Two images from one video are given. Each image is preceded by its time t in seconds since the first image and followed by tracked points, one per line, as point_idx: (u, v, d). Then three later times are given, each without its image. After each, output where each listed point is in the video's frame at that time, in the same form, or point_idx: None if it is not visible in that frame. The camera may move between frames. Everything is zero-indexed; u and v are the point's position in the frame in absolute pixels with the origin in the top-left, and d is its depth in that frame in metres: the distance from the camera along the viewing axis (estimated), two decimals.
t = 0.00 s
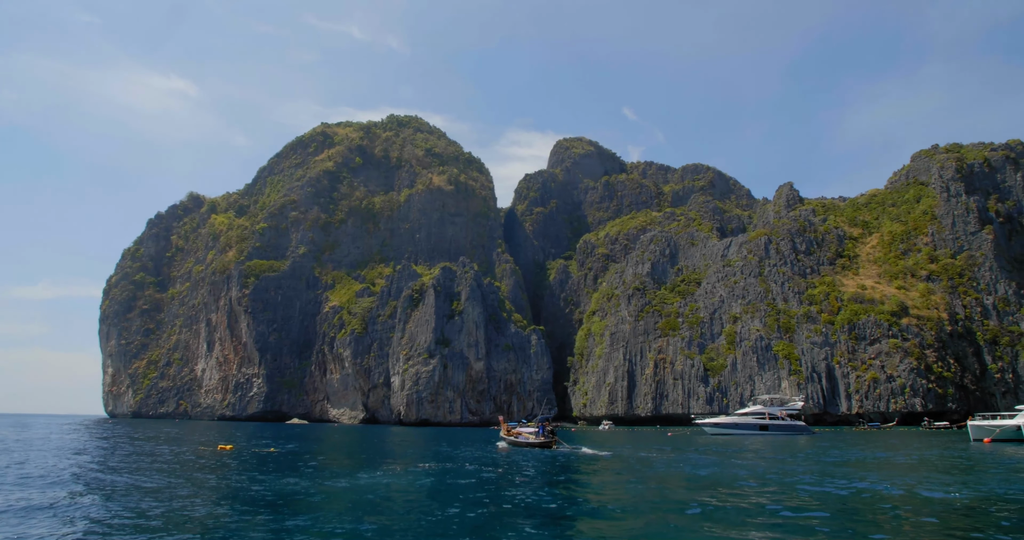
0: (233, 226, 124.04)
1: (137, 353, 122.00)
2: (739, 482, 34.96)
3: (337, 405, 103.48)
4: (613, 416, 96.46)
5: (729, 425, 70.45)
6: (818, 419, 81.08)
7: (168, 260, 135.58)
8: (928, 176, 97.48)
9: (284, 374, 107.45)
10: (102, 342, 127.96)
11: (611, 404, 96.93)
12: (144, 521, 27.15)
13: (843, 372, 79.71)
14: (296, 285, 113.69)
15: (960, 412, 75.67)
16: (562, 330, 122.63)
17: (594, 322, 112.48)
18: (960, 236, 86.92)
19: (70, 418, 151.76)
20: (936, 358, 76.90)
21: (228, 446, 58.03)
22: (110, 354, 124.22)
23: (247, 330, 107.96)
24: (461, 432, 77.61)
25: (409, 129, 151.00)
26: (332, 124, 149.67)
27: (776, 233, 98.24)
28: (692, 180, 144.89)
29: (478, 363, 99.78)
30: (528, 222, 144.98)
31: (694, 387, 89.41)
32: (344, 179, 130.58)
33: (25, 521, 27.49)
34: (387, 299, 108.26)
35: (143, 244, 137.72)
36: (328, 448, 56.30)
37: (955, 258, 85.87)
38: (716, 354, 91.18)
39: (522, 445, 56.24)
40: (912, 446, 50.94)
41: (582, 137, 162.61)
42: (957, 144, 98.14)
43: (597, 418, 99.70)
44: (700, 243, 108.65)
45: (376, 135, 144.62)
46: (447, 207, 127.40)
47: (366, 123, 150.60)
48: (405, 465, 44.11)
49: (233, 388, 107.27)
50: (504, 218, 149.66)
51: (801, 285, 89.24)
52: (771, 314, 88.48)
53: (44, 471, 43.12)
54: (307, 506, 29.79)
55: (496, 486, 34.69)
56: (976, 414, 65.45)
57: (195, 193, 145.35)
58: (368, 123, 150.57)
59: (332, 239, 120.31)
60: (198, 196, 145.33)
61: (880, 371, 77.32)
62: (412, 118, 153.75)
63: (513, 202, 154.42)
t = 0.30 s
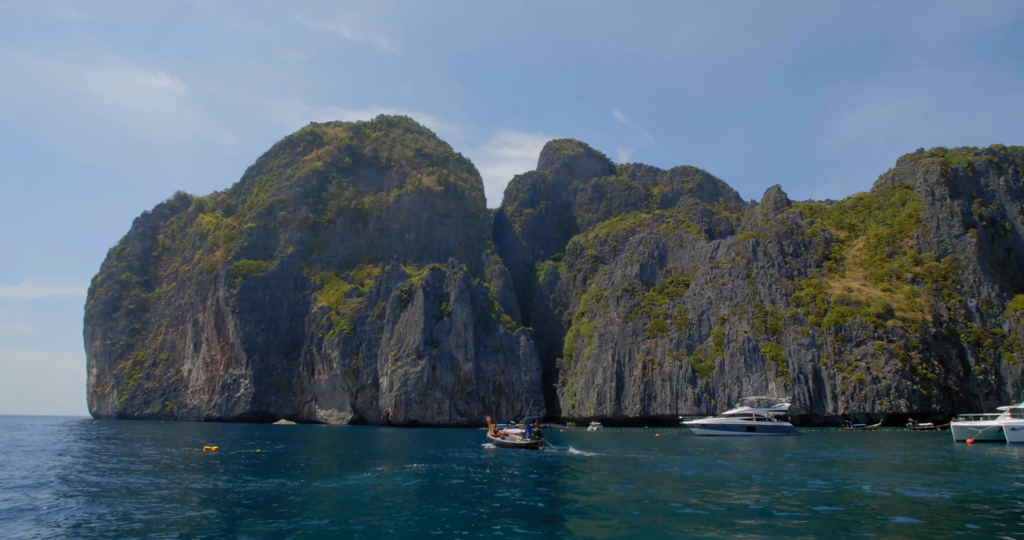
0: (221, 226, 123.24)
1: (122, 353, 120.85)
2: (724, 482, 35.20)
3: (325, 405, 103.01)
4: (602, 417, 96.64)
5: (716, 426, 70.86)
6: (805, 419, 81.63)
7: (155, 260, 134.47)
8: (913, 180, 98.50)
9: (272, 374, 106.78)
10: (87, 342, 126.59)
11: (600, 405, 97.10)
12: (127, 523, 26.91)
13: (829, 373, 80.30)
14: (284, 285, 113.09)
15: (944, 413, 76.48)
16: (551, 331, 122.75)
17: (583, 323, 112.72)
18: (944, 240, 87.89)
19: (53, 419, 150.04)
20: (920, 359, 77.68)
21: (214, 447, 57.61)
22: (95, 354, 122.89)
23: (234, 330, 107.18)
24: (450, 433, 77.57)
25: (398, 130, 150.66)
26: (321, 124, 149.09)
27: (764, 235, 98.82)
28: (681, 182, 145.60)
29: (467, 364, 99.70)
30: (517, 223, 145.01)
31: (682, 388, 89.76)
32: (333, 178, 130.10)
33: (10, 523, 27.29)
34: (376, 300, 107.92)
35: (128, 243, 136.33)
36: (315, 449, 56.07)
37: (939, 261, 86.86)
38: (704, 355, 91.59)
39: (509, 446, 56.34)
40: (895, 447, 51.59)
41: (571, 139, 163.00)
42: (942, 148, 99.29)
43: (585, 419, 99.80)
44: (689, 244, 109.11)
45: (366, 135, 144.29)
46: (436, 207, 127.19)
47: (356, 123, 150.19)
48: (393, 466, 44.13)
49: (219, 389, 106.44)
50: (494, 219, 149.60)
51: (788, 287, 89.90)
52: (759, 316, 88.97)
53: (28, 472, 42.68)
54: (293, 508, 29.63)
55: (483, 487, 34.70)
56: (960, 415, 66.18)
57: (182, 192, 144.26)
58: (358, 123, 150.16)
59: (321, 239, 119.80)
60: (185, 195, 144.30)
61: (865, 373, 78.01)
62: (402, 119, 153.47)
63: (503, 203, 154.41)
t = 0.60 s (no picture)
0: (207, 225, 122.31)
1: (106, 353, 119.54)
2: (708, 482, 35.36)
3: (311, 406, 102.48)
4: (589, 418, 96.81)
5: (703, 427, 71.25)
6: (790, 420, 82.17)
7: (139, 259, 133.20)
8: (897, 183, 99.63)
9: (258, 375, 106.09)
10: (69, 342, 125.08)
11: (587, 406, 97.25)
12: (108, 524, 26.72)
13: (814, 374, 80.98)
14: (270, 285, 112.39)
15: (927, 414, 77.38)
16: (538, 331, 122.83)
17: (571, 324, 112.94)
18: (927, 242, 88.98)
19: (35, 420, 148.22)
20: (904, 360, 78.56)
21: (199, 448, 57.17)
22: (78, 354, 121.49)
23: (220, 331, 106.34)
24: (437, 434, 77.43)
25: (387, 130, 150.21)
26: (309, 123, 148.38)
27: (751, 236, 99.53)
28: (668, 183, 146.34)
29: (454, 365, 99.54)
30: (505, 224, 145.00)
31: (669, 389, 90.14)
32: (321, 178, 129.50)
33: None
34: (363, 300, 107.54)
35: (113, 242, 134.82)
36: (301, 450, 55.78)
37: (922, 263, 87.95)
38: (691, 357, 92.05)
39: (494, 446, 56.38)
40: (877, 447, 52.13)
41: (560, 140, 163.40)
42: (925, 152, 100.54)
43: (572, 420, 99.90)
44: (676, 246, 109.62)
45: (354, 135, 143.80)
46: (424, 208, 126.94)
47: (344, 123, 149.62)
48: (380, 466, 44.01)
49: (204, 390, 105.53)
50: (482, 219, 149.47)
51: (774, 289, 90.60)
52: (745, 317, 89.52)
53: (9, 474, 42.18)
54: (276, 509, 29.45)
55: (468, 487, 34.65)
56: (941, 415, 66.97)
57: (168, 191, 143.02)
58: (346, 122, 149.62)
59: (308, 239, 119.20)
60: (170, 194, 143.09)
61: (850, 374, 78.74)
62: (390, 118, 153.07)
63: (491, 204, 154.34)
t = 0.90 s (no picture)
0: (193, 224, 121.37)
1: (90, 353, 118.29)
2: (694, 481, 35.46)
3: (299, 406, 102.00)
4: (577, 418, 97.01)
5: (690, 427, 71.60)
6: (776, 420, 82.74)
7: (125, 258, 131.89)
8: (883, 185, 100.64)
9: (245, 375, 105.36)
10: (53, 341, 123.67)
11: (576, 406, 97.45)
12: (90, 525, 26.53)
13: (800, 374, 81.59)
14: (257, 285, 111.62)
15: (911, 413, 78.22)
16: (527, 331, 122.90)
17: (559, 324, 113.12)
18: (912, 244, 89.98)
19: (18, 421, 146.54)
20: (889, 361, 79.37)
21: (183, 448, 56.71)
22: (62, 354, 120.11)
23: (206, 330, 105.51)
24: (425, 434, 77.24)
25: (376, 129, 149.68)
26: (297, 122, 147.63)
27: (739, 237, 100.10)
28: (657, 184, 147.02)
29: (443, 365, 99.38)
30: (494, 224, 144.93)
31: (657, 389, 90.51)
32: (310, 177, 128.87)
33: None
34: (352, 300, 107.08)
35: (97, 241, 133.41)
36: (287, 451, 55.49)
37: (907, 265, 88.94)
38: (679, 357, 92.48)
39: (481, 446, 56.40)
40: (861, 446, 52.63)
41: (550, 141, 163.71)
42: (910, 154, 101.68)
43: (561, 420, 99.98)
44: (665, 247, 110.07)
45: (343, 134, 143.25)
46: (413, 207, 126.66)
47: (333, 122, 149.02)
48: (366, 466, 43.94)
49: (191, 390, 104.68)
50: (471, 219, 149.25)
51: (761, 289, 91.21)
52: (733, 318, 90.01)
53: None
54: (260, 509, 29.21)
55: (455, 487, 34.53)
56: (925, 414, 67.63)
57: (154, 189, 141.79)
58: (335, 121, 149.02)
59: (296, 238, 118.63)
60: (157, 192, 141.85)
61: (835, 374, 79.43)
62: (379, 118, 152.70)
63: (480, 204, 154.21)
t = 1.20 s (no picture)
0: (180, 222, 120.39)
1: (74, 352, 117.08)
2: (682, 480, 35.52)
3: (286, 406, 101.50)
4: (566, 418, 97.15)
5: (677, 427, 71.90)
6: (763, 419, 83.22)
7: (110, 256, 130.61)
8: (869, 187, 101.57)
9: (232, 375, 104.69)
10: (37, 340, 122.27)
11: (564, 405, 97.58)
12: (71, 526, 26.22)
13: (787, 374, 82.13)
14: (245, 284, 110.84)
15: (896, 413, 78.99)
16: (516, 331, 122.92)
17: (548, 324, 113.22)
18: (897, 245, 91.00)
19: None
20: (874, 361, 80.13)
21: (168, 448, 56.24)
22: (45, 353, 118.80)
23: (193, 329, 104.74)
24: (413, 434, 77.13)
25: (365, 128, 149.17)
26: (286, 120, 146.83)
27: (727, 238, 100.59)
28: (646, 185, 147.59)
29: (431, 364, 99.17)
30: (484, 224, 144.81)
31: (645, 389, 90.85)
32: (298, 176, 128.21)
33: None
34: (340, 299, 106.67)
35: (82, 238, 132.02)
36: (273, 450, 55.17)
37: (892, 266, 89.88)
38: (667, 357, 92.87)
39: (467, 445, 56.37)
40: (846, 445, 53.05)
41: (539, 141, 163.88)
42: (896, 157, 102.71)
43: (549, 419, 100.09)
44: (653, 247, 110.49)
45: (332, 132, 142.61)
46: (403, 207, 126.29)
47: (322, 120, 148.32)
48: (352, 466, 43.75)
49: (177, 390, 103.87)
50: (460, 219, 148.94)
51: (749, 290, 91.76)
52: (721, 318, 90.45)
53: None
54: (245, 510, 28.95)
55: (442, 487, 34.38)
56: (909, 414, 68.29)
57: (140, 187, 140.55)
58: (324, 120, 148.35)
59: (284, 237, 117.97)
60: (143, 190, 140.60)
61: (822, 374, 80.04)
62: (369, 116, 152.21)
63: (470, 203, 154.00)
